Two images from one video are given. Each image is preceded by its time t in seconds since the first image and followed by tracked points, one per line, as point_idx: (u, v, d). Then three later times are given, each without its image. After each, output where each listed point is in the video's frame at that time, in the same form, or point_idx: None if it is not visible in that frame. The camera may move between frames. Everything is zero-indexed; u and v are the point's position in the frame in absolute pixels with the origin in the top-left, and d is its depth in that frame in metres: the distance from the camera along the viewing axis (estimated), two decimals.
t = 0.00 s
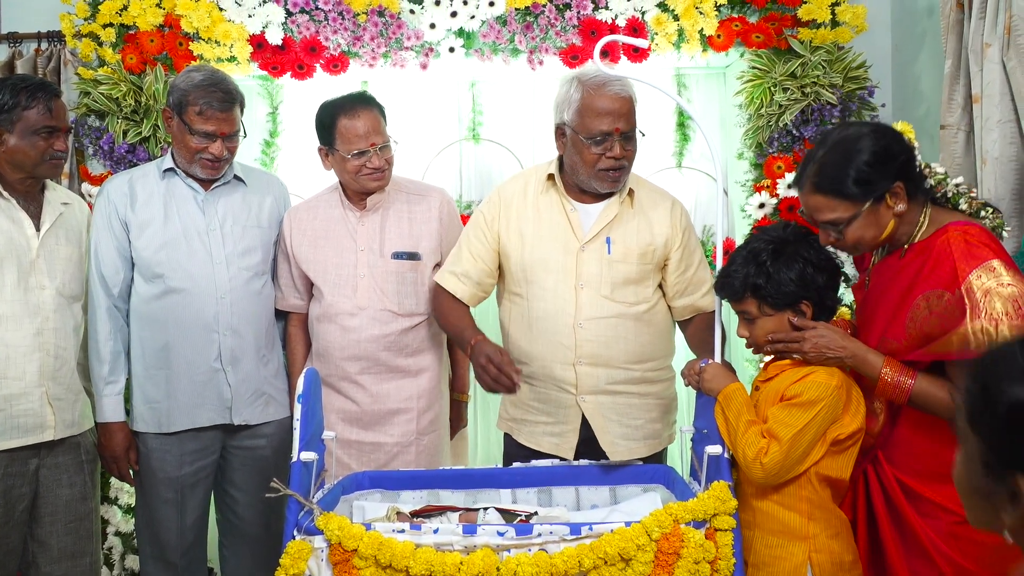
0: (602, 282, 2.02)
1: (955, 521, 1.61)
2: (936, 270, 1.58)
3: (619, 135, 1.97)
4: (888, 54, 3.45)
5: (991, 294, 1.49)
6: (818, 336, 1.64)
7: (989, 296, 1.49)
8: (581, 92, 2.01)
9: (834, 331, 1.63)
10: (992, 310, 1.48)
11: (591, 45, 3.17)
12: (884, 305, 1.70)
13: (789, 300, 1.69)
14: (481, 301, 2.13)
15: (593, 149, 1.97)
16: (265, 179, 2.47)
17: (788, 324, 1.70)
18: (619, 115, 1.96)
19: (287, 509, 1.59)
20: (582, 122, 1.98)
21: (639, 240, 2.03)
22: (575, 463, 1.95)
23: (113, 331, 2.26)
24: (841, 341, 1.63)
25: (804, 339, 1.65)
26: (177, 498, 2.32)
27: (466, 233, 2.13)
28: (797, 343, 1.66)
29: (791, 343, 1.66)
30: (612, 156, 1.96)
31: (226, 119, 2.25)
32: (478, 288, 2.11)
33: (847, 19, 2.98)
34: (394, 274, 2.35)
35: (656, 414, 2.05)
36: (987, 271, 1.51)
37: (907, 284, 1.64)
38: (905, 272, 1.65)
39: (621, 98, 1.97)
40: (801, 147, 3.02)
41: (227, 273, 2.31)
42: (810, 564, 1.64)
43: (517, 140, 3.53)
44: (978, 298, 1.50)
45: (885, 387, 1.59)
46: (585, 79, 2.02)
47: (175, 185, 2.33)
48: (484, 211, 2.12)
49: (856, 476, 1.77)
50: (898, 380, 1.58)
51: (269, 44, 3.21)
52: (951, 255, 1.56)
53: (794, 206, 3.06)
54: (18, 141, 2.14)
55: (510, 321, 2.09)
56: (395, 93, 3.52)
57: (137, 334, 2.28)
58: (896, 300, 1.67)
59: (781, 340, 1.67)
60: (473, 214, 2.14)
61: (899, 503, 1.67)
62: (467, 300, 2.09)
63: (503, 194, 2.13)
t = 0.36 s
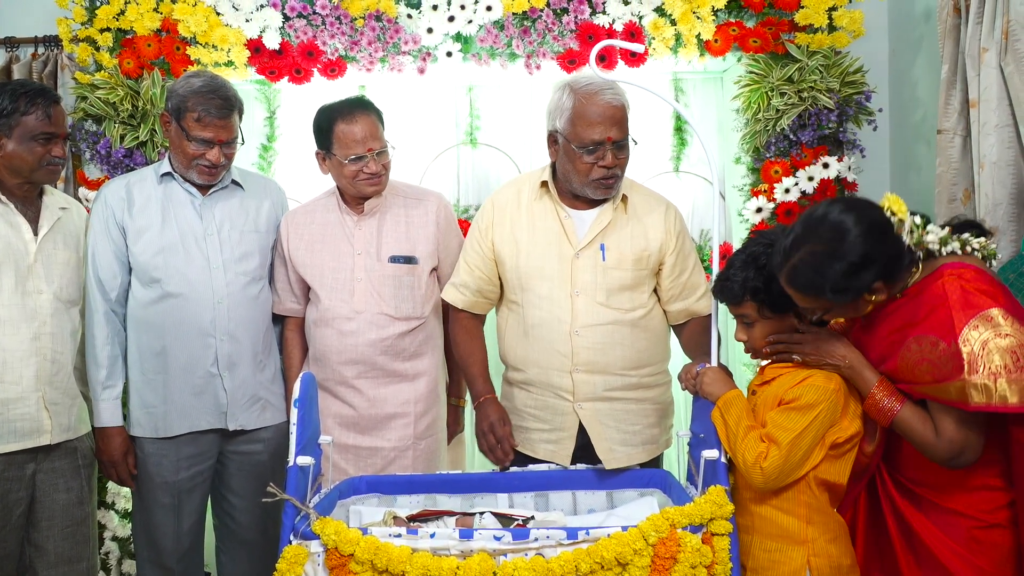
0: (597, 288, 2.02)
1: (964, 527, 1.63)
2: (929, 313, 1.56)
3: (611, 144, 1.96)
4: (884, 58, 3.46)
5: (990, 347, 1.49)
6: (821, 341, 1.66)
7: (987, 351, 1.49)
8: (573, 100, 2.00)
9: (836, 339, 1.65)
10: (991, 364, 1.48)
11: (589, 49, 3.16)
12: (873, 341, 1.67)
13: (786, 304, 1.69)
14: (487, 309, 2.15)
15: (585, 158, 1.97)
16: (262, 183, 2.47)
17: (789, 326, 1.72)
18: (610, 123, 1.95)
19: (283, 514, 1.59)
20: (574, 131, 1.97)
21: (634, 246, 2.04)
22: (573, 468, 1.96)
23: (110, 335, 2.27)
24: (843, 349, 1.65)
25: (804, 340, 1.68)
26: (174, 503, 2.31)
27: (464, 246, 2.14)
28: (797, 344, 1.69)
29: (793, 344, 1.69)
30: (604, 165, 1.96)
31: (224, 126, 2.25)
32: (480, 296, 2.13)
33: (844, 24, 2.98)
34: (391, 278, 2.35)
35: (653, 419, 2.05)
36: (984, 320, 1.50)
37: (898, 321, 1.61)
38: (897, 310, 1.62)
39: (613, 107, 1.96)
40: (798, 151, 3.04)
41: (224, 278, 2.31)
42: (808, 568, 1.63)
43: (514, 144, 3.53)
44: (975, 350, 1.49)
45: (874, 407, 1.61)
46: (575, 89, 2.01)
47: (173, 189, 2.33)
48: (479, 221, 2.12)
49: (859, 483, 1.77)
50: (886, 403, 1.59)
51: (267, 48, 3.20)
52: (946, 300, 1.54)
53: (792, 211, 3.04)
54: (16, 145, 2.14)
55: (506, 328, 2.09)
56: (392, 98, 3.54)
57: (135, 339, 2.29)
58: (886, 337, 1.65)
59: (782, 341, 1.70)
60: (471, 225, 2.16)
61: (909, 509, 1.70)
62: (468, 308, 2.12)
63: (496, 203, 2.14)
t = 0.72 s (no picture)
0: (591, 291, 2.01)
1: (967, 528, 1.65)
2: (905, 342, 1.55)
3: (602, 148, 1.95)
4: (881, 60, 3.47)
5: (964, 377, 1.48)
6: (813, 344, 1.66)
7: (962, 381, 1.48)
8: (564, 103, 1.99)
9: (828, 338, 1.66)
10: (966, 394, 1.47)
11: (586, 51, 3.17)
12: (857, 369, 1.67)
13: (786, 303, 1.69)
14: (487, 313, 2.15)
15: (576, 162, 1.96)
16: (259, 185, 2.48)
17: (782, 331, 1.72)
18: (601, 127, 1.94)
19: (281, 515, 1.59)
20: (565, 135, 1.96)
21: (627, 247, 2.03)
22: (571, 469, 1.96)
23: (107, 337, 2.26)
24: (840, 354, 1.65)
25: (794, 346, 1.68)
26: (171, 505, 2.31)
27: (458, 251, 2.15)
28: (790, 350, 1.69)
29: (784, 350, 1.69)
30: (595, 169, 1.95)
31: (222, 127, 2.25)
32: (479, 299, 2.12)
33: (842, 25, 2.98)
34: (388, 280, 2.35)
35: (648, 421, 2.05)
36: (957, 350, 1.49)
37: (876, 349, 1.61)
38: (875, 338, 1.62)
39: (604, 111, 1.96)
40: (796, 153, 3.03)
41: (221, 280, 2.30)
42: (809, 570, 1.63)
43: (511, 146, 3.53)
44: (948, 381, 1.48)
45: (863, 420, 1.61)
46: (566, 92, 2.01)
47: (170, 191, 2.33)
48: (472, 224, 2.13)
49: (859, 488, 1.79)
50: (876, 419, 1.59)
51: (264, 50, 3.20)
52: (920, 330, 1.53)
53: (789, 211, 3.07)
54: (12, 148, 2.13)
55: (502, 332, 2.10)
56: (389, 100, 3.54)
57: (132, 341, 2.28)
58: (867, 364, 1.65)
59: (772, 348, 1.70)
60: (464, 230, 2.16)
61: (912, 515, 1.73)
62: (468, 312, 2.11)
63: (489, 206, 2.14)
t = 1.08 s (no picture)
0: (587, 290, 2.02)
1: (965, 529, 1.66)
2: (882, 354, 1.54)
3: (596, 149, 1.95)
4: (880, 60, 3.47)
5: (940, 388, 1.46)
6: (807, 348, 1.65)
7: (937, 393, 1.46)
8: (559, 105, 1.99)
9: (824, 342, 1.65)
10: (942, 405, 1.46)
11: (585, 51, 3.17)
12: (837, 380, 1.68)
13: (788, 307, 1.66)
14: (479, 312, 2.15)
15: (571, 163, 1.97)
16: (257, 184, 2.48)
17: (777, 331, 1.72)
18: (596, 129, 1.94)
19: (279, 515, 1.59)
20: (560, 135, 1.97)
21: (622, 246, 2.04)
22: (569, 469, 1.96)
23: (105, 337, 2.26)
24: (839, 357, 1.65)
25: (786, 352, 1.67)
26: (169, 504, 2.31)
27: (451, 250, 2.14)
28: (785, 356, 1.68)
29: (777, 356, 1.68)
30: (589, 170, 1.95)
31: (220, 125, 2.25)
32: (471, 299, 2.12)
33: (840, 25, 2.99)
34: (387, 280, 2.35)
35: (646, 419, 2.05)
36: (932, 361, 1.47)
37: (855, 360, 1.60)
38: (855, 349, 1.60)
39: (599, 112, 1.96)
40: (795, 152, 3.03)
41: (219, 279, 2.30)
42: (812, 568, 1.63)
43: (510, 145, 3.54)
44: (924, 392, 1.47)
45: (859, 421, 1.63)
46: (561, 92, 2.01)
47: (168, 190, 2.33)
48: (466, 224, 2.11)
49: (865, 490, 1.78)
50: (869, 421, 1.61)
51: (263, 50, 3.20)
52: (896, 341, 1.52)
53: (788, 211, 3.07)
54: (10, 148, 2.13)
55: (499, 332, 2.09)
56: (388, 100, 3.54)
57: (130, 340, 2.28)
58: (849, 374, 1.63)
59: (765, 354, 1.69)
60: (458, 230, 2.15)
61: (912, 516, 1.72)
62: (460, 311, 2.11)
63: (483, 206, 2.13)
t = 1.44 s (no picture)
0: (587, 289, 2.02)
1: (964, 526, 1.65)
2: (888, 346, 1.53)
3: (595, 153, 1.95)
4: (880, 59, 3.47)
5: (944, 379, 1.46)
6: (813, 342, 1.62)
7: (939, 384, 1.46)
8: (558, 107, 1.98)
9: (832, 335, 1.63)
10: (945, 397, 1.46)
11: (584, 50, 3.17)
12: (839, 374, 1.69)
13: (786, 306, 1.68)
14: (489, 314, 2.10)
15: (569, 165, 1.96)
16: (256, 183, 2.48)
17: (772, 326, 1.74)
18: (594, 132, 1.93)
19: (279, 514, 1.59)
20: (558, 138, 1.96)
21: (620, 246, 2.04)
22: (569, 468, 1.96)
23: (104, 335, 2.26)
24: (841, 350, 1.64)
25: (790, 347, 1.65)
26: (168, 503, 2.31)
27: (451, 248, 2.09)
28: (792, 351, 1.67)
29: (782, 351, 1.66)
30: (586, 174, 1.96)
31: (217, 120, 2.25)
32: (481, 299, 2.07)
33: (840, 24, 2.99)
34: (387, 279, 2.35)
35: (644, 417, 2.06)
36: (936, 353, 1.47)
37: (858, 352, 1.60)
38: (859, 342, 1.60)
39: (597, 117, 1.95)
40: (794, 151, 3.03)
41: (218, 278, 2.30)
42: (811, 566, 1.64)
43: (509, 144, 3.54)
44: (927, 383, 1.47)
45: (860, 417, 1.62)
46: (560, 93, 2.00)
47: (166, 189, 2.33)
48: (466, 223, 2.08)
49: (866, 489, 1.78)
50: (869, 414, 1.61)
51: (262, 49, 3.20)
52: (900, 334, 1.52)
53: (787, 211, 3.06)
54: (7, 148, 2.13)
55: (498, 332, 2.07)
56: (387, 99, 3.54)
57: (128, 339, 2.28)
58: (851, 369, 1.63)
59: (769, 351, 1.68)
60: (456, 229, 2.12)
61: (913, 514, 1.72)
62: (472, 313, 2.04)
63: (481, 205, 2.11)
